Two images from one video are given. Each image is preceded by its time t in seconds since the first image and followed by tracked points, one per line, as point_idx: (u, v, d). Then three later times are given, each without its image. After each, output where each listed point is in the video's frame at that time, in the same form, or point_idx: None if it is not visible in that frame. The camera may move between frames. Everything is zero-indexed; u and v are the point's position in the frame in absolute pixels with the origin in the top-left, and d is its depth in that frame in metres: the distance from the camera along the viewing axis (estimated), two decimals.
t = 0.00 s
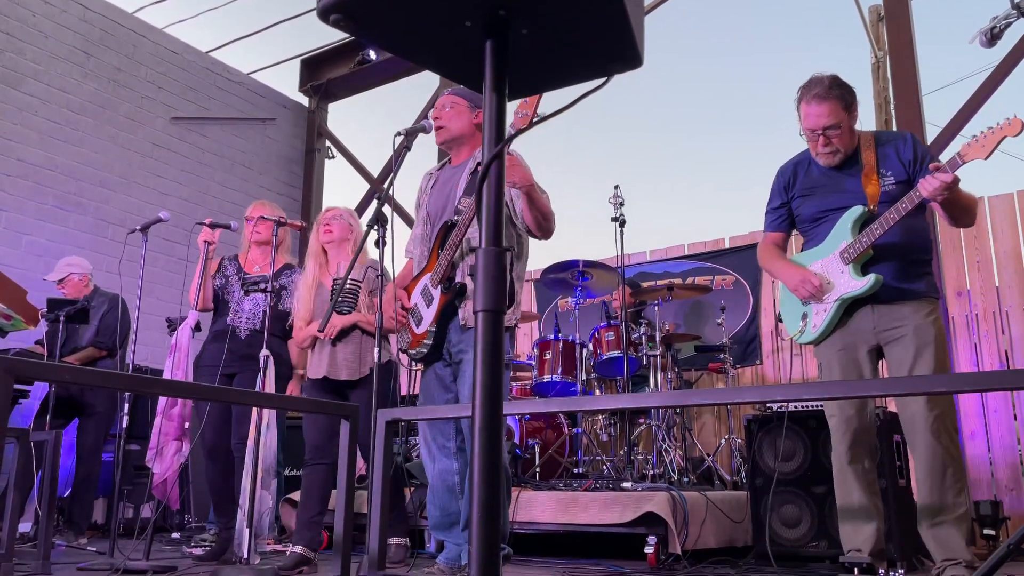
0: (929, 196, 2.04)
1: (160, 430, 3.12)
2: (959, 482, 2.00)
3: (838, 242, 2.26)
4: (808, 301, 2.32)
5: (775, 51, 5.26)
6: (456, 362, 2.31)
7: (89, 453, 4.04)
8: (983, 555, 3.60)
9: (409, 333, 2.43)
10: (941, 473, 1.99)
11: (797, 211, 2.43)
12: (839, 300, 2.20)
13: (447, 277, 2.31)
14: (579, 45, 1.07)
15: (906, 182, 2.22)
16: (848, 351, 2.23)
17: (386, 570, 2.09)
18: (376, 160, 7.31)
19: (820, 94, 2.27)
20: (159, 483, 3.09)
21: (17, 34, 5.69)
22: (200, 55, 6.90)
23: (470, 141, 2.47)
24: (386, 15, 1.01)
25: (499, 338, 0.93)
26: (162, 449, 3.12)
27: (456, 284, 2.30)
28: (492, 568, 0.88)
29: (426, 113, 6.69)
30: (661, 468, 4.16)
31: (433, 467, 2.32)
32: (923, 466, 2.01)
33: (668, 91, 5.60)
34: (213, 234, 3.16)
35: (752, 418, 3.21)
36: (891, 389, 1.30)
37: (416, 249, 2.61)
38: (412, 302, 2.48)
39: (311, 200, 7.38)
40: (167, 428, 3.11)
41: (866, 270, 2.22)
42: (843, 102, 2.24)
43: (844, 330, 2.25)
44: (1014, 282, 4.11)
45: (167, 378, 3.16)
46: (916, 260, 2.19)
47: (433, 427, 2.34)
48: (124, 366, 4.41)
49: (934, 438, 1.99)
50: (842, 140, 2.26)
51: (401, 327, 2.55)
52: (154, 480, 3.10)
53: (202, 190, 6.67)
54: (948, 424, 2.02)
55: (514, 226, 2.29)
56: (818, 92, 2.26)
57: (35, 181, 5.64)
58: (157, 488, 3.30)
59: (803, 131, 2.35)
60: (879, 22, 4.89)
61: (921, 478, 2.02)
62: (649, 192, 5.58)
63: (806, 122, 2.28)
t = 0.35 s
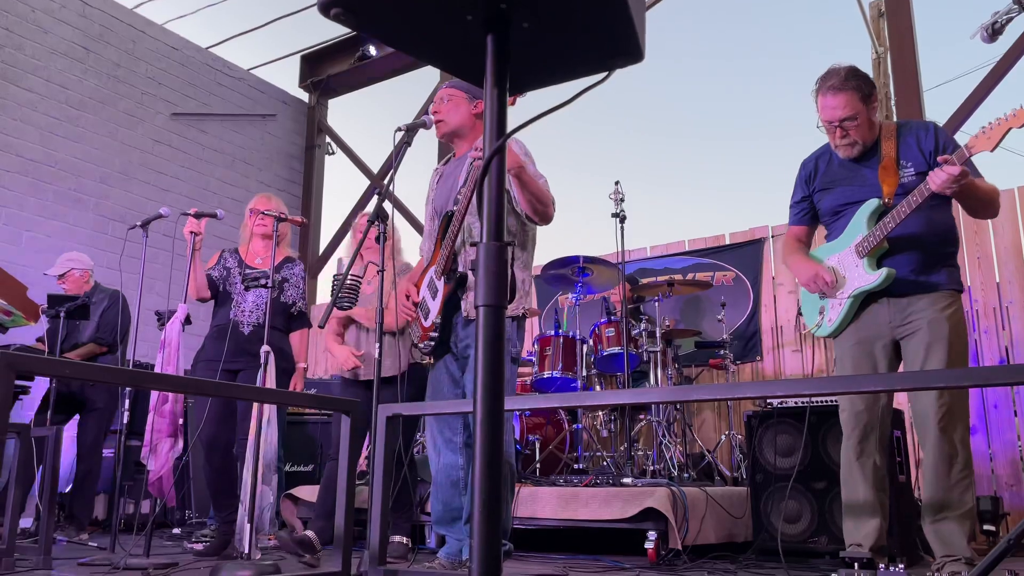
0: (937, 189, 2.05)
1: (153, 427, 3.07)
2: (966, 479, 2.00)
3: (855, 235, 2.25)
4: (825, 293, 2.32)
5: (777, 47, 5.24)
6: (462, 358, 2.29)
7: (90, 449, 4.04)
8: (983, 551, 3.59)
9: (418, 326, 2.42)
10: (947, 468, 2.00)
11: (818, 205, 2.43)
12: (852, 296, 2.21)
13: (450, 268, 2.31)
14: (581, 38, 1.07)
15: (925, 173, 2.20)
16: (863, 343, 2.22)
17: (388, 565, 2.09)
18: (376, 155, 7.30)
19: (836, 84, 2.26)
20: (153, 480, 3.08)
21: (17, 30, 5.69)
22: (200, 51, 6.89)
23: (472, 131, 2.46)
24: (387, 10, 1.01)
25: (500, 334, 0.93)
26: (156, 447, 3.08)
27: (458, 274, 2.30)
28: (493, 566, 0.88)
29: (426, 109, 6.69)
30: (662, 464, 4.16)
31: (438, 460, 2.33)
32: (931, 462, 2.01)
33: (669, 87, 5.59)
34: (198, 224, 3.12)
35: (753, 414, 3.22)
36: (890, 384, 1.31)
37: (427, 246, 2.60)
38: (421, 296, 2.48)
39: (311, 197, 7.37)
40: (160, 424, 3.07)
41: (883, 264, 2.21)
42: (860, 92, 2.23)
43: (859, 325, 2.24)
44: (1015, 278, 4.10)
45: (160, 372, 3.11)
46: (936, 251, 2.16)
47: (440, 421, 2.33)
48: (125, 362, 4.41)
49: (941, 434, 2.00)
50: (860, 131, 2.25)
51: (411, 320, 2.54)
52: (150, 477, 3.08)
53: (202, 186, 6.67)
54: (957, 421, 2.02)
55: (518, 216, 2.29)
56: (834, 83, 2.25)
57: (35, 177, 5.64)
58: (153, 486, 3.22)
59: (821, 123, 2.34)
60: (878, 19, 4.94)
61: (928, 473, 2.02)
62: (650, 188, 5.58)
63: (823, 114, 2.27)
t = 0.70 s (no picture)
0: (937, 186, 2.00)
1: (140, 423, 3.09)
2: (972, 477, 2.00)
3: (863, 232, 2.26)
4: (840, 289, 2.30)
5: (780, 45, 5.23)
6: (467, 354, 2.32)
7: (92, 445, 4.05)
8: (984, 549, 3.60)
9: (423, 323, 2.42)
10: (953, 465, 2.00)
11: (832, 200, 2.43)
12: (860, 293, 2.21)
13: (452, 264, 2.30)
14: (584, 34, 1.07)
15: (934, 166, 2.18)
16: (874, 340, 2.22)
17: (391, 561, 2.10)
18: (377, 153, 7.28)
19: (846, 76, 2.26)
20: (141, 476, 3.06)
21: (19, 26, 5.68)
22: (202, 47, 6.88)
23: (472, 124, 2.44)
24: (389, 5, 1.01)
25: (504, 330, 0.92)
26: (143, 442, 3.08)
27: (460, 271, 2.30)
28: (497, 567, 0.88)
29: (427, 105, 6.68)
30: (663, 461, 4.17)
31: (443, 455, 2.34)
32: (938, 459, 2.01)
33: (671, 84, 5.58)
34: (193, 217, 3.11)
35: (755, 411, 3.22)
36: (892, 381, 1.31)
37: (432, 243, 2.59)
38: (426, 294, 2.48)
39: (312, 193, 7.38)
40: (146, 420, 3.08)
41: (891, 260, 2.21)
42: (871, 83, 2.23)
43: (869, 322, 2.24)
44: (1017, 276, 4.10)
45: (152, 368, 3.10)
46: (945, 244, 2.14)
47: (445, 418, 2.34)
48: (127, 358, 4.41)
49: (948, 432, 2.00)
50: (873, 122, 2.25)
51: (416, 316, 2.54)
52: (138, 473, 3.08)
53: (203, 182, 6.67)
54: (965, 420, 2.02)
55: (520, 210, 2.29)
56: (844, 75, 2.25)
57: (37, 173, 5.64)
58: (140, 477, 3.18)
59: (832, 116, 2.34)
60: (881, 15, 4.96)
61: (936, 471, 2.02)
62: (652, 186, 5.57)
63: (833, 105, 2.28)
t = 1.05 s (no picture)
0: (924, 180, 1.98)
1: (140, 419, 3.09)
2: (972, 475, 2.00)
3: (855, 229, 2.24)
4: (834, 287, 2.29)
5: (782, 43, 5.23)
6: (470, 352, 2.31)
7: (94, 442, 4.05)
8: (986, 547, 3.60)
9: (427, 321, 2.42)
10: (953, 464, 2.00)
11: (827, 198, 2.42)
12: (854, 291, 2.20)
13: (456, 263, 2.31)
14: (589, 32, 1.06)
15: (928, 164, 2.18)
16: (869, 339, 2.22)
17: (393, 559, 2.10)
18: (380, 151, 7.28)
19: (840, 72, 2.26)
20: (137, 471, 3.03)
21: (21, 23, 5.68)
22: (204, 45, 6.88)
23: (475, 121, 2.44)
24: (392, 3, 1.01)
25: (507, 329, 0.92)
26: (141, 438, 3.07)
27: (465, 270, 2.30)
28: (500, 566, 0.88)
29: (430, 103, 6.68)
30: (665, 460, 4.17)
31: (445, 453, 2.34)
32: (939, 458, 2.01)
33: (674, 82, 5.57)
34: (196, 215, 3.11)
35: (757, 409, 3.22)
36: (895, 380, 1.31)
37: (435, 240, 2.61)
38: (429, 291, 2.48)
39: (314, 192, 7.37)
40: (146, 416, 3.08)
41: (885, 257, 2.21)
42: (865, 79, 2.23)
43: (865, 320, 2.23)
44: (1020, 275, 4.10)
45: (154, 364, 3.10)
46: (937, 241, 2.15)
47: (449, 416, 2.34)
48: (129, 355, 4.41)
49: (949, 431, 1.99)
50: (867, 118, 2.25)
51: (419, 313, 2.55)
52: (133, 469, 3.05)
53: (206, 180, 6.67)
54: (965, 418, 2.01)
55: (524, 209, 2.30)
56: (838, 70, 2.25)
57: (39, 171, 5.64)
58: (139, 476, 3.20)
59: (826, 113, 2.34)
60: (884, 13, 4.85)
61: (938, 470, 2.02)
62: (654, 184, 5.56)
63: (828, 101, 2.28)
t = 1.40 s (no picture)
0: (890, 178, 1.93)
1: (149, 421, 3.07)
2: (965, 473, 2.00)
3: (827, 228, 2.25)
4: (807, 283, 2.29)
5: (784, 43, 5.22)
6: (476, 351, 2.31)
7: (95, 442, 4.05)
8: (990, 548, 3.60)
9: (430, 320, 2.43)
10: (946, 462, 1.99)
11: (802, 202, 2.44)
12: (824, 287, 2.19)
13: (461, 263, 2.30)
14: (593, 30, 1.06)
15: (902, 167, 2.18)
16: (846, 339, 2.20)
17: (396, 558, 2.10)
18: (382, 151, 7.17)
19: (817, 74, 2.28)
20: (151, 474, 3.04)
21: (24, 23, 5.69)
22: (206, 45, 6.88)
23: (478, 121, 2.44)
24: (394, 2, 1.00)
25: (511, 328, 0.92)
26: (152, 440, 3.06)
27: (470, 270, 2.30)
28: (504, 567, 0.87)
29: (431, 103, 6.68)
30: (668, 460, 4.17)
31: (446, 454, 2.33)
32: (929, 458, 2.00)
33: (676, 82, 5.57)
34: (197, 214, 3.11)
35: (761, 410, 3.22)
36: (900, 380, 1.30)
37: (439, 242, 2.61)
38: (433, 290, 2.48)
39: (316, 192, 7.38)
40: (155, 417, 3.07)
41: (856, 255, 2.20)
42: (842, 81, 2.25)
43: (840, 317, 2.22)
44: None
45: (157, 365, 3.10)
46: (908, 240, 2.14)
47: (451, 416, 2.33)
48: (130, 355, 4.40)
49: (938, 432, 1.99)
50: (843, 118, 2.26)
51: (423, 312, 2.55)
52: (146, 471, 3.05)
53: (207, 180, 6.67)
54: (952, 417, 2.00)
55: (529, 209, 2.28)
56: (815, 72, 2.27)
57: (41, 171, 5.64)
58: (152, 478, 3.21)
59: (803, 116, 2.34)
60: (887, 12, 4.80)
61: (930, 470, 2.01)
62: (656, 184, 5.56)
63: (806, 100, 2.29)
